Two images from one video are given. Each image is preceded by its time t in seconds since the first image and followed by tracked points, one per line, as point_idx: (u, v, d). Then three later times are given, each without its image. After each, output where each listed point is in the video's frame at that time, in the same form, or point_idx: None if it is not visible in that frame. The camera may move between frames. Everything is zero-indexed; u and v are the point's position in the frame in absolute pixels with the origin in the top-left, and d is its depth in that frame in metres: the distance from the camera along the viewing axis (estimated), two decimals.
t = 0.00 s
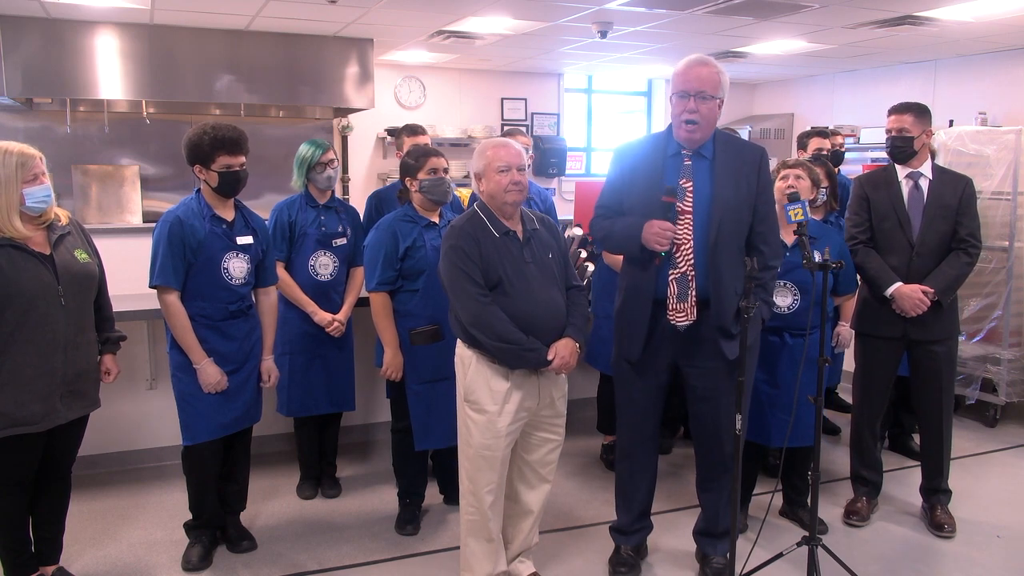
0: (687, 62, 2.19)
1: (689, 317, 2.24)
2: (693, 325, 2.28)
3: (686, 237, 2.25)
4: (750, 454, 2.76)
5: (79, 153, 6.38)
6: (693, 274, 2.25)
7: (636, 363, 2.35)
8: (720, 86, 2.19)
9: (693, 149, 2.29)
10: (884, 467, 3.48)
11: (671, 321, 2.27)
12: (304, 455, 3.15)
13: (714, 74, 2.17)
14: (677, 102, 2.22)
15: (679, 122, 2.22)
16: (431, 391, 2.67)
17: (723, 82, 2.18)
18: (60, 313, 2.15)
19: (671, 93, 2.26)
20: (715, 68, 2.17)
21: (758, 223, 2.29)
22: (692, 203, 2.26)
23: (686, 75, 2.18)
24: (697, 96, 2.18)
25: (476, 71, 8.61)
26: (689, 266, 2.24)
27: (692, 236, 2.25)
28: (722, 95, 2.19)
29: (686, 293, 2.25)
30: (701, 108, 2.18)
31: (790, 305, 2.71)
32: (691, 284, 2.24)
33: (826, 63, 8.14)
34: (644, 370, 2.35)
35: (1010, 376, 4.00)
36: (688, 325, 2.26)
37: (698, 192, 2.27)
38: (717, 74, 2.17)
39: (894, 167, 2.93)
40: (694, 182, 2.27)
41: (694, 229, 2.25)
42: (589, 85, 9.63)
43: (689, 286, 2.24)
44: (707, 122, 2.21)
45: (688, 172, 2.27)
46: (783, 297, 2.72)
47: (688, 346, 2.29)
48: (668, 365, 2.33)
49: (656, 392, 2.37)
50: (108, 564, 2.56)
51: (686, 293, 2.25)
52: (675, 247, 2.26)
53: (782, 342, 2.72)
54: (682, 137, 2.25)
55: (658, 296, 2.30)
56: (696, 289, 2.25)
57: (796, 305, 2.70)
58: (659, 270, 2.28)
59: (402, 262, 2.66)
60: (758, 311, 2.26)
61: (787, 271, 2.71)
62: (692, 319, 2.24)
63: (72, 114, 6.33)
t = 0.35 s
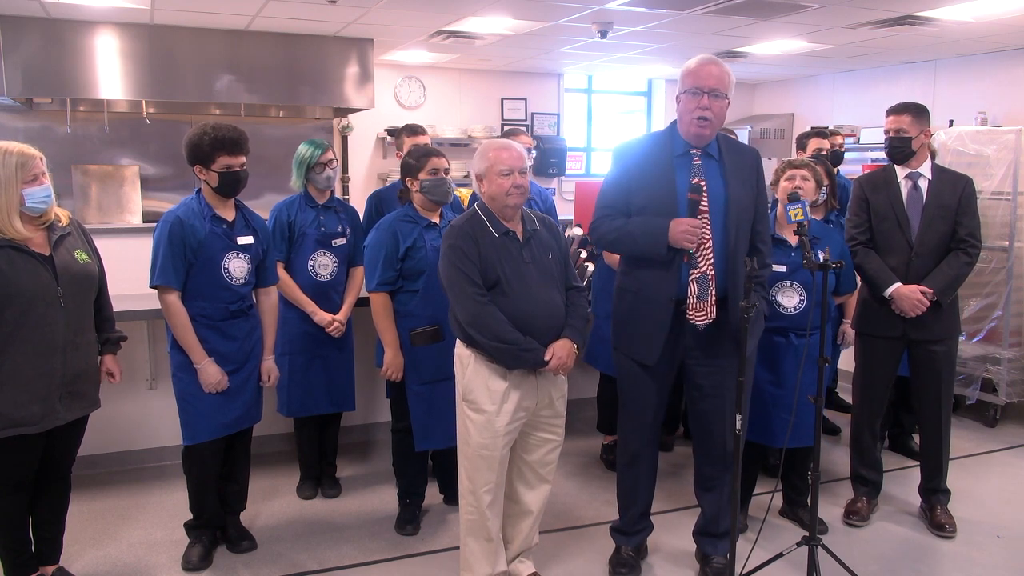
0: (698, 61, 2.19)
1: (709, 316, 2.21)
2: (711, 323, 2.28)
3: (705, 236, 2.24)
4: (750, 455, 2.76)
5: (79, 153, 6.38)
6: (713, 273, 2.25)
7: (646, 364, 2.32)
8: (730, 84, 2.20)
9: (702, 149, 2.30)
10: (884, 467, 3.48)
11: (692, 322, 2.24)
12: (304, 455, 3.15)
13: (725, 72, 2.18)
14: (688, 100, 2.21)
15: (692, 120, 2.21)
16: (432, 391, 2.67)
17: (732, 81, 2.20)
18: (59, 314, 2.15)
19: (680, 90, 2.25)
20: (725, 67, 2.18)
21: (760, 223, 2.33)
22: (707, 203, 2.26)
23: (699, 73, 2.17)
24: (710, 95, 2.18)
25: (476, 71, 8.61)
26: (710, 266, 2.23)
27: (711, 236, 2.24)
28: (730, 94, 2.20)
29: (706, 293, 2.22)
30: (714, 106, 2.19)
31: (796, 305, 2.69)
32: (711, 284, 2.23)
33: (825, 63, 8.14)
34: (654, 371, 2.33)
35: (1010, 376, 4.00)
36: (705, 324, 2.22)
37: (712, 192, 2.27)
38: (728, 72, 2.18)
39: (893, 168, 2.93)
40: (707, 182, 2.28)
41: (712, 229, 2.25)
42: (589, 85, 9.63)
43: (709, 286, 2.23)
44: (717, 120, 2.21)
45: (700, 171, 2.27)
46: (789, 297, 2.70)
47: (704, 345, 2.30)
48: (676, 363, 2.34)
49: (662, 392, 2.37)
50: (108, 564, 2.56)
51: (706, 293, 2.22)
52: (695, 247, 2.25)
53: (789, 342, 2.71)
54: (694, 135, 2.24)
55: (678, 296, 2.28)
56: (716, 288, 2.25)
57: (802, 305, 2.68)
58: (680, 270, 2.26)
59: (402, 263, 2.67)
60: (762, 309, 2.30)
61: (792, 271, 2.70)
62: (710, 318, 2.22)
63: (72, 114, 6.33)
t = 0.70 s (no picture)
0: (702, 59, 2.20)
1: (714, 315, 2.22)
2: (716, 323, 2.29)
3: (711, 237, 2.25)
4: (750, 455, 2.76)
5: (79, 153, 6.38)
6: (718, 273, 2.25)
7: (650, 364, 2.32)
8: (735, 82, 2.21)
9: (707, 149, 2.30)
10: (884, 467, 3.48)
11: (696, 321, 2.25)
12: (304, 454, 3.15)
13: (730, 70, 2.19)
14: (694, 98, 2.22)
15: (697, 117, 2.22)
16: (432, 391, 2.67)
17: (737, 78, 2.20)
18: (59, 315, 2.15)
19: (685, 89, 2.25)
20: (730, 64, 2.19)
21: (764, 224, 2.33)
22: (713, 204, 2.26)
23: (704, 70, 2.18)
24: (716, 91, 2.18)
25: (476, 71, 8.61)
26: (715, 266, 2.24)
27: (716, 237, 2.25)
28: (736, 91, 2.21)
29: (711, 293, 2.23)
30: (721, 103, 2.20)
31: (806, 306, 2.69)
32: (716, 284, 2.23)
33: (825, 63, 8.14)
34: (657, 372, 2.33)
35: (1010, 376, 4.00)
36: (710, 324, 2.23)
37: (718, 193, 2.28)
38: (732, 69, 2.19)
39: (894, 168, 2.93)
40: (712, 183, 2.29)
41: (718, 230, 2.25)
42: (589, 85, 9.63)
43: (714, 286, 2.23)
44: (724, 117, 2.22)
45: (705, 171, 2.28)
46: (798, 298, 2.70)
47: (710, 346, 2.31)
48: (681, 364, 2.34)
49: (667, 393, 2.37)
50: (108, 564, 2.56)
51: (711, 293, 2.23)
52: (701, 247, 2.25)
53: (799, 343, 2.70)
54: (699, 132, 2.24)
55: (683, 296, 2.28)
56: (720, 288, 2.26)
57: (811, 307, 2.68)
58: (685, 270, 2.26)
59: (402, 263, 2.67)
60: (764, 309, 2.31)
61: (801, 272, 2.69)
62: (715, 318, 2.22)
63: (72, 114, 6.32)
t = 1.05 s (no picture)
0: (702, 58, 2.20)
1: (709, 315, 2.22)
2: (712, 322, 2.28)
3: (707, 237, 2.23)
4: (751, 456, 2.76)
5: (79, 153, 6.38)
6: (714, 273, 2.24)
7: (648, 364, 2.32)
8: (735, 81, 2.20)
9: (706, 149, 2.29)
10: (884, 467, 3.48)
11: (692, 321, 2.25)
12: (304, 454, 3.15)
13: (730, 69, 2.18)
14: (694, 96, 2.21)
15: (697, 115, 2.21)
16: (432, 392, 2.67)
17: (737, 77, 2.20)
18: (59, 314, 2.15)
19: (685, 87, 2.25)
20: (730, 64, 2.19)
21: (763, 224, 2.33)
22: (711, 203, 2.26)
23: (703, 69, 2.18)
24: (715, 90, 2.18)
25: (476, 71, 8.61)
26: (711, 266, 2.23)
27: (713, 236, 2.24)
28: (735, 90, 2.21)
29: (707, 292, 2.22)
30: (720, 102, 2.19)
31: (809, 307, 2.69)
32: (712, 283, 2.23)
33: (825, 63, 8.14)
34: (655, 371, 2.33)
35: (1010, 376, 4.00)
36: (705, 324, 2.23)
37: (716, 192, 2.27)
38: (732, 69, 2.19)
39: (894, 167, 2.93)
40: (710, 181, 2.27)
41: (715, 230, 2.25)
42: (589, 85, 9.63)
43: (710, 286, 2.22)
44: (724, 116, 2.21)
45: (702, 170, 2.27)
46: (801, 299, 2.70)
47: (706, 346, 2.30)
48: (679, 364, 2.34)
49: (666, 393, 2.37)
50: (108, 564, 2.56)
51: (707, 293, 2.22)
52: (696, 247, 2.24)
53: (801, 345, 2.70)
54: (699, 132, 2.24)
55: (679, 296, 2.28)
56: (717, 288, 2.25)
57: (813, 308, 2.68)
58: (680, 269, 2.26)
59: (402, 263, 2.66)
60: (762, 309, 2.30)
61: (803, 273, 2.68)
62: (710, 318, 2.22)
63: (72, 114, 6.33)
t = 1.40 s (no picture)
0: (702, 63, 2.18)
1: (708, 316, 2.23)
2: (710, 322, 2.28)
3: (705, 237, 2.24)
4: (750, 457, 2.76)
5: (79, 153, 6.38)
6: (713, 274, 2.25)
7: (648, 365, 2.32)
8: (735, 87, 2.19)
9: (704, 150, 2.29)
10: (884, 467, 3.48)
11: (691, 321, 2.26)
12: (304, 454, 3.15)
13: (730, 75, 2.17)
14: (694, 103, 2.21)
15: (696, 122, 2.22)
16: (433, 392, 2.67)
17: (738, 82, 2.19)
18: (59, 314, 2.15)
19: (685, 90, 2.24)
20: (730, 69, 2.18)
21: (762, 224, 2.33)
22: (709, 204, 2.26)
23: (703, 76, 2.17)
24: (715, 98, 2.18)
25: (476, 71, 8.61)
26: (709, 267, 2.23)
27: (711, 237, 2.24)
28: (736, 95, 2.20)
29: (705, 293, 2.23)
30: (720, 109, 2.19)
31: (810, 308, 2.69)
32: (710, 284, 2.23)
33: (825, 63, 8.14)
34: (655, 372, 2.33)
35: (1010, 376, 4.00)
36: (705, 324, 2.24)
37: (714, 193, 2.27)
38: (732, 75, 2.18)
39: (895, 167, 2.93)
40: (708, 183, 2.27)
41: (713, 231, 2.25)
42: (589, 85, 9.63)
43: (709, 286, 2.23)
44: (723, 123, 2.21)
45: (701, 171, 2.27)
46: (802, 300, 2.69)
47: (705, 346, 2.30)
48: (679, 364, 2.34)
49: (665, 393, 2.37)
50: (107, 564, 2.56)
51: (705, 293, 2.23)
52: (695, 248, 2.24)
53: (802, 346, 2.70)
54: (698, 138, 2.24)
55: (677, 296, 2.28)
56: (715, 288, 2.25)
57: (813, 309, 2.68)
58: (678, 270, 2.26)
59: (402, 263, 2.66)
60: (762, 309, 2.30)
61: (804, 274, 2.68)
62: (710, 319, 2.23)
63: (72, 114, 6.32)
